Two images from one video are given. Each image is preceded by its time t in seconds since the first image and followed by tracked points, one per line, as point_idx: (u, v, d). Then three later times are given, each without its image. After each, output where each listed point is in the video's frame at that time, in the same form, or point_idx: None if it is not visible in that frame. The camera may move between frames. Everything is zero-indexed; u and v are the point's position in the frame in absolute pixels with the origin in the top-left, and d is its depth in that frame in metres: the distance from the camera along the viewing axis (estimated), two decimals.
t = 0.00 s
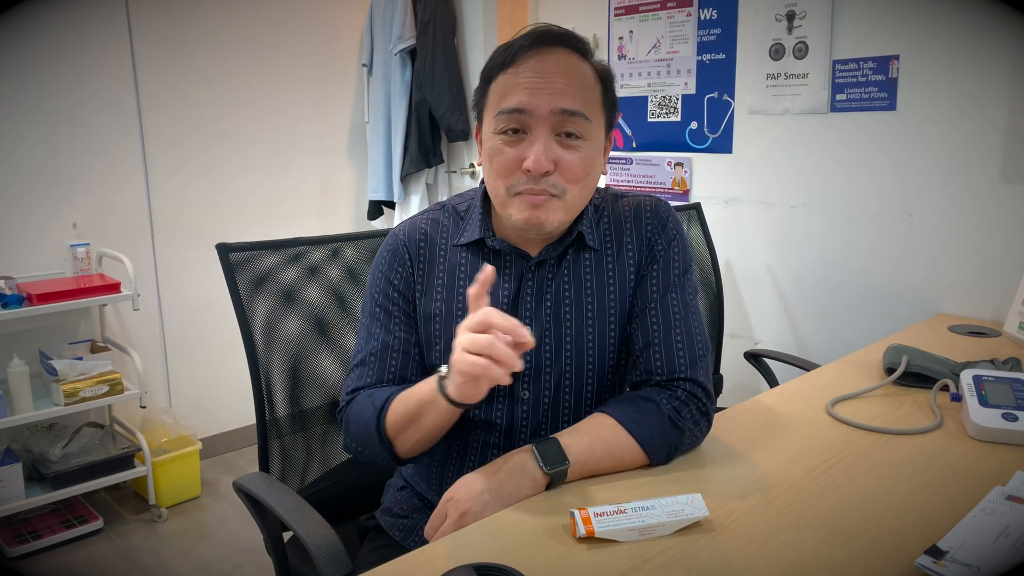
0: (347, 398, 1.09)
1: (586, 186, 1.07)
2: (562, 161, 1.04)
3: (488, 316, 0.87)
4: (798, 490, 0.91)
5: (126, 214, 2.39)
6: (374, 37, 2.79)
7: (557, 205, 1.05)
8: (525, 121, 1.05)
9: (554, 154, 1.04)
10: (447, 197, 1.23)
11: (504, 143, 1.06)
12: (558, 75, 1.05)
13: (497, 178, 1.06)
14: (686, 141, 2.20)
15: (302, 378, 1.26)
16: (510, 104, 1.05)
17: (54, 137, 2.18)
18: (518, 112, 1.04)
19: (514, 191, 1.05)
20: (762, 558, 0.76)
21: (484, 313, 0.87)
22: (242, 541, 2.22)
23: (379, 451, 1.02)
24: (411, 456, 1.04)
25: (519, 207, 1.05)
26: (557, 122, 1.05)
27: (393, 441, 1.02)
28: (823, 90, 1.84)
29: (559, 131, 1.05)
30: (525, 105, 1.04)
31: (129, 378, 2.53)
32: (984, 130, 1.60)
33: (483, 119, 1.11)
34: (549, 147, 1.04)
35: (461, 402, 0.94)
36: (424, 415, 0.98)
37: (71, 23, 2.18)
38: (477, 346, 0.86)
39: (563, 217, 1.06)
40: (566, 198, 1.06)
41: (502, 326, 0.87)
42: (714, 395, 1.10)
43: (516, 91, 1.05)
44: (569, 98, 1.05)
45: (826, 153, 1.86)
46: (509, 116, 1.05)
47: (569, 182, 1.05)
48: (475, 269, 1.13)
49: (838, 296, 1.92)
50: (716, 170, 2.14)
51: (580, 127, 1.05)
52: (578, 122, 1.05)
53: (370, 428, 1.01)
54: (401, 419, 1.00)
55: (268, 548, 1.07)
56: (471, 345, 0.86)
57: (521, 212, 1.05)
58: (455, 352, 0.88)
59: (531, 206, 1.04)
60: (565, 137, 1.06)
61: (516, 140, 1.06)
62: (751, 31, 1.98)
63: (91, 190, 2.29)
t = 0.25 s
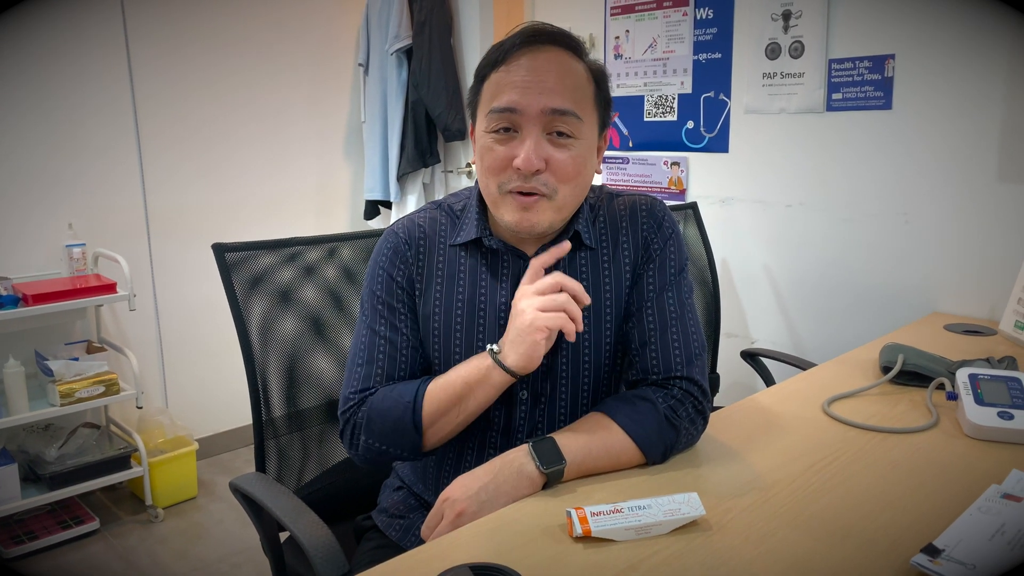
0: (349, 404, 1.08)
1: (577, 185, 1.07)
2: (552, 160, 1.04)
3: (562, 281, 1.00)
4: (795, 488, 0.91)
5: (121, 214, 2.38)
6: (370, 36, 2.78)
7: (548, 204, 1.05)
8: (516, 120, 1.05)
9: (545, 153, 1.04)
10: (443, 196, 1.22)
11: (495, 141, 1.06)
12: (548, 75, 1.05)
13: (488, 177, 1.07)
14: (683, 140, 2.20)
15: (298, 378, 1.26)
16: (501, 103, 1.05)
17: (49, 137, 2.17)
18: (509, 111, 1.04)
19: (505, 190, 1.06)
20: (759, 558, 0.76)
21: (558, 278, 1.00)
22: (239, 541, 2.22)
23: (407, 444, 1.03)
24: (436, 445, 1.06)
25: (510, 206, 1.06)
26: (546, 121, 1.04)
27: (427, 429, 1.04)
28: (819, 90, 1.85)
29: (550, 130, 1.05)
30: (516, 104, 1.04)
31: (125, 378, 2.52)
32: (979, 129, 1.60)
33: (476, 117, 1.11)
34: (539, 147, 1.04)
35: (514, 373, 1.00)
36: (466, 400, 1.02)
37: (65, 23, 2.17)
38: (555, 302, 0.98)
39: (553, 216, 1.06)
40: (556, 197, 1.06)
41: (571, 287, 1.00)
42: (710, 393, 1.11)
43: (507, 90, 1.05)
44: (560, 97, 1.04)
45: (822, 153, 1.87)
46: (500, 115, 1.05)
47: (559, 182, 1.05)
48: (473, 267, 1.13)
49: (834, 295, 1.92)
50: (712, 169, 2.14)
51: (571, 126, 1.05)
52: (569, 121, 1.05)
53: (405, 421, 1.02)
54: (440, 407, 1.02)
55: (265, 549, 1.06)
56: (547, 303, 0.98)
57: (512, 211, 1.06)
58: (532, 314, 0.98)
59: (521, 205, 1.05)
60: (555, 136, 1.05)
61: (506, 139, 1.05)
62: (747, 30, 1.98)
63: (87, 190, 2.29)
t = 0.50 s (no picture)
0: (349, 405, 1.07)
1: (576, 184, 1.07)
2: (552, 160, 1.04)
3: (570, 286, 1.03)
4: (792, 487, 0.91)
5: (118, 214, 2.38)
6: (367, 36, 2.78)
7: (547, 204, 1.06)
8: (515, 119, 1.04)
9: (544, 153, 1.04)
10: (441, 196, 1.22)
11: (494, 141, 1.06)
12: (548, 75, 1.04)
13: (487, 176, 1.06)
14: (680, 139, 2.20)
15: (295, 378, 1.25)
16: (501, 102, 1.05)
17: (46, 137, 2.17)
18: (508, 111, 1.04)
19: (505, 189, 1.06)
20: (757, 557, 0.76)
21: (567, 283, 1.03)
22: (236, 541, 2.22)
23: (410, 444, 1.03)
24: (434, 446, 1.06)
25: (510, 205, 1.06)
26: (546, 121, 1.04)
27: (429, 430, 1.04)
28: (815, 89, 1.85)
29: (549, 129, 1.05)
30: (516, 103, 1.04)
31: (121, 378, 2.52)
32: (976, 128, 1.60)
33: (475, 116, 1.11)
34: (539, 147, 1.04)
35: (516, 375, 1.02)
36: (470, 402, 1.02)
37: (61, 22, 2.16)
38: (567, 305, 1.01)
39: (553, 215, 1.06)
40: (556, 196, 1.06)
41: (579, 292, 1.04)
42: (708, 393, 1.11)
43: (506, 89, 1.05)
44: (559, 97, 1.04)
45: (819, 152, 1.87)
46: (499, 114, 1.05)
47: (559, 181, 1.05)
48: (472, 266, 1.13)
49: (831, 294, 1.92)
50: (709, 167, 2.14)
51: (570, 126, 1.05)
52: (568, 121, 1.05)
53: (408, 421, 1.02)
54: (444, 408, 1.02)
55: (262, 549, 1.06)
56: (560, 306, 1.01)
57: (512, 210, 1.06)
58: (544, 317, 1.00)
59: (521, 204, 1.05)
60: (554, 136, 1.06)
61: (506, 138, 1.05)
62: (744, 29, 1.98)
63: (83, 190, 2.28)
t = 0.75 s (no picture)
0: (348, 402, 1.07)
1: (577, 179, 1.07)
2: (553, 154, 1.04)
3: (572, 288, 1.03)
4: (790, 487, 0.91)
5: (116, 214, 2.37)
6: (365, 35, 2.78)
7: (548, 198, 1.05)
8: (517, 114, 1.04)
9: (546, 147, 1.04)
10: (442, 195, 1.22)
11: (496, 136, 1.06)
12: (549, 70, 1.04)
13: (488, 171, 1.06)
14: (678, 139, 2.20)
15: (294, 378, 1.25)
16: (502, 98, 1.04)
17: (44, 136, 2.16)
18: (510, 106, 1.04)
19: (506, 184, 1.05)
20: (755, 558, 0.76)
21: (569, 285, 1.03)
22: (234, 541, 2.21)
23: (410, 440, 1.03)
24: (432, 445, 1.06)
25: (511, 200, 1.05)
26: (547, 116, 1.04)
27: (428, 428, 1.04)
28: (814, 88, 1.85)
29: (551, 124, 1.05)
30: (517, 99, 1.04)
31: (119, 378, 2.51)
32: (974, 128, 1.60)
33: (475, 113, 1.11)
34: (540, 141, 1.04)
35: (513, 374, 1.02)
36: (470, 401, 1.02)
37: (60, 22, 2.16)
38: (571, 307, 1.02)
39: (554, 210, 1.06)
40: (557, 190, 1.05)
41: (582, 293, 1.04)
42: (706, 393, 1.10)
43: (507, 85, 1.04)
44: (560, 92, 1.04)
45: (818, 151, 1.87)
46: (501, 110, 1.05)
47: (560, 175, 1.05)
48: (471, 265, 1.13)
49: (830, 293, 1.92)
50: (708, 167, 2.14)
51: (571, 121, 1.05)
52: (570, 116, 1.05)
53: (407, 419, 1.02)
54: (444, 407, 1.02)
55: (260, 549, 1.06)
56: (563, 308, 1.01)
57: (513, 205, 1.05)
58: (545, 318, 1.00)
59: (522, 199, 1.05)
60: (555, 131, 1.05)
61: (507, 133, 1.05)
62: (743, 29, 1.98)
63: (81, 189, 2.28)
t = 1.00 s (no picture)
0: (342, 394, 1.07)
1: (579, 173, 1.06)
2: (554, 147, 1.03)
3: (516, 268, 0.92)
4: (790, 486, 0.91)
5: (115, 213, 2.37)
6: (365, 34, 2.77)
7: (550, 192, 1.04)
8: (518, 108, 1.04)
9: (547, 141, 1.03)
10: (443, 193, 1.22)
11: (497, 131, 1.05)
12: (550, 64, 1.04)
13: (490, 165, 1.06)
14: (678, 138, 2.20)
15: (293, 377, 1.25)
16: (503, 92, 1.05)
17: (43, 135, 2.16)
18: (511, 100, 1.04)
19: (508, 177, 1.05)
20: (754, 557, 0.76)
21: (511, 266, 0.92)
22: (233, 541, 2.21)
23: (382, 434, 1.02)
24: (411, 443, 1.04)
25: (513, 193, 1.05)
26: (549, 110, 1.04)
27: (398, 423, 1.02)
28: (814, 87, 1.85)
29: (552, 118, 1.05)
30: (519, 92, 1.04)
31: (118, 377, 2.51)
32: (974, 127, 1.60)
33: (476, 110, 1.11)
34: (542, 134, 1.03)
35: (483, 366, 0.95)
36: (434, 394, 0.99)
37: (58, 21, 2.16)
38: (511, 293, 0.91)
39: (556, 203, 1.05)
40: (559, 183, 1.05)
41: (526, 272, 0.91)
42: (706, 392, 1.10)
43: (508, 79, 1.04)
44: (561, 86, 1.04)
45: (818, 150, 1.87)
46: (502, 104, 1.05)
47: (561, 169, 1.04)
48: (471, 263, 1.13)
49: (829, 292, 1.92)
50: (708, 166, 2.14)
51: (572, 114, 1.05)
52: (571, 109, 1.05)
53: (375, 413, 1.01)
54: (409, 400, 1.00)
55: (259, 548, 1.06)
56: (503, 297, 0.91)
57: (515, 198, 1.04)
58: (486, 314, 0.91)
59: (524, 192, 1.04)
60: (557, 125, 1.05)
61: (509, 127, 1.05)
62: (743, 28, 1.98)
63: (80, 188, 2.27)
